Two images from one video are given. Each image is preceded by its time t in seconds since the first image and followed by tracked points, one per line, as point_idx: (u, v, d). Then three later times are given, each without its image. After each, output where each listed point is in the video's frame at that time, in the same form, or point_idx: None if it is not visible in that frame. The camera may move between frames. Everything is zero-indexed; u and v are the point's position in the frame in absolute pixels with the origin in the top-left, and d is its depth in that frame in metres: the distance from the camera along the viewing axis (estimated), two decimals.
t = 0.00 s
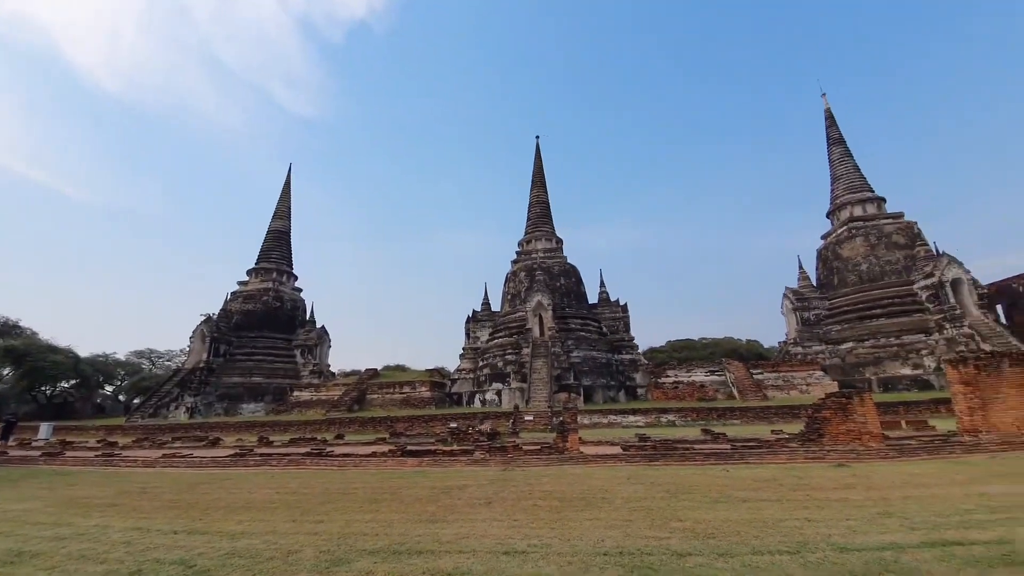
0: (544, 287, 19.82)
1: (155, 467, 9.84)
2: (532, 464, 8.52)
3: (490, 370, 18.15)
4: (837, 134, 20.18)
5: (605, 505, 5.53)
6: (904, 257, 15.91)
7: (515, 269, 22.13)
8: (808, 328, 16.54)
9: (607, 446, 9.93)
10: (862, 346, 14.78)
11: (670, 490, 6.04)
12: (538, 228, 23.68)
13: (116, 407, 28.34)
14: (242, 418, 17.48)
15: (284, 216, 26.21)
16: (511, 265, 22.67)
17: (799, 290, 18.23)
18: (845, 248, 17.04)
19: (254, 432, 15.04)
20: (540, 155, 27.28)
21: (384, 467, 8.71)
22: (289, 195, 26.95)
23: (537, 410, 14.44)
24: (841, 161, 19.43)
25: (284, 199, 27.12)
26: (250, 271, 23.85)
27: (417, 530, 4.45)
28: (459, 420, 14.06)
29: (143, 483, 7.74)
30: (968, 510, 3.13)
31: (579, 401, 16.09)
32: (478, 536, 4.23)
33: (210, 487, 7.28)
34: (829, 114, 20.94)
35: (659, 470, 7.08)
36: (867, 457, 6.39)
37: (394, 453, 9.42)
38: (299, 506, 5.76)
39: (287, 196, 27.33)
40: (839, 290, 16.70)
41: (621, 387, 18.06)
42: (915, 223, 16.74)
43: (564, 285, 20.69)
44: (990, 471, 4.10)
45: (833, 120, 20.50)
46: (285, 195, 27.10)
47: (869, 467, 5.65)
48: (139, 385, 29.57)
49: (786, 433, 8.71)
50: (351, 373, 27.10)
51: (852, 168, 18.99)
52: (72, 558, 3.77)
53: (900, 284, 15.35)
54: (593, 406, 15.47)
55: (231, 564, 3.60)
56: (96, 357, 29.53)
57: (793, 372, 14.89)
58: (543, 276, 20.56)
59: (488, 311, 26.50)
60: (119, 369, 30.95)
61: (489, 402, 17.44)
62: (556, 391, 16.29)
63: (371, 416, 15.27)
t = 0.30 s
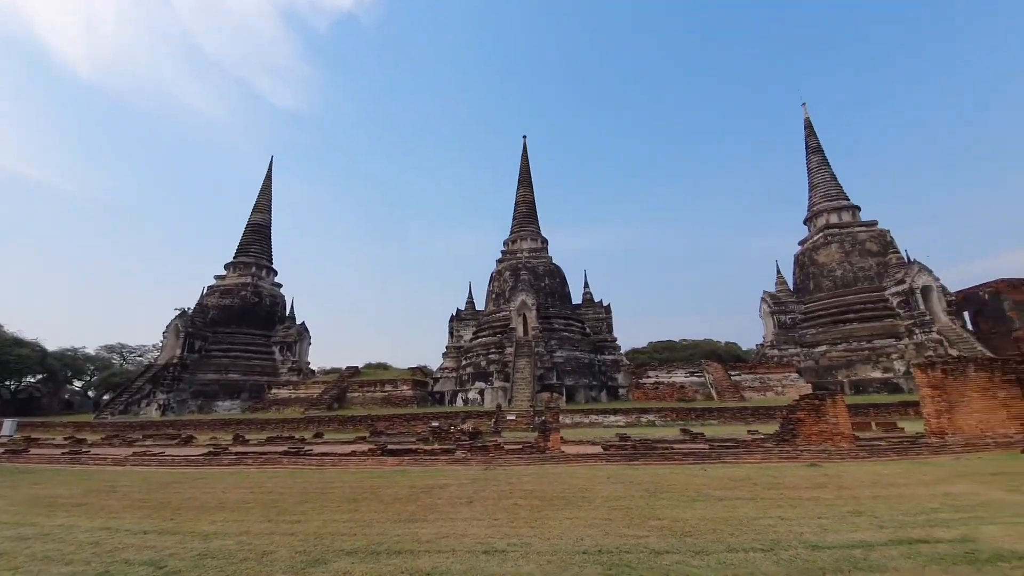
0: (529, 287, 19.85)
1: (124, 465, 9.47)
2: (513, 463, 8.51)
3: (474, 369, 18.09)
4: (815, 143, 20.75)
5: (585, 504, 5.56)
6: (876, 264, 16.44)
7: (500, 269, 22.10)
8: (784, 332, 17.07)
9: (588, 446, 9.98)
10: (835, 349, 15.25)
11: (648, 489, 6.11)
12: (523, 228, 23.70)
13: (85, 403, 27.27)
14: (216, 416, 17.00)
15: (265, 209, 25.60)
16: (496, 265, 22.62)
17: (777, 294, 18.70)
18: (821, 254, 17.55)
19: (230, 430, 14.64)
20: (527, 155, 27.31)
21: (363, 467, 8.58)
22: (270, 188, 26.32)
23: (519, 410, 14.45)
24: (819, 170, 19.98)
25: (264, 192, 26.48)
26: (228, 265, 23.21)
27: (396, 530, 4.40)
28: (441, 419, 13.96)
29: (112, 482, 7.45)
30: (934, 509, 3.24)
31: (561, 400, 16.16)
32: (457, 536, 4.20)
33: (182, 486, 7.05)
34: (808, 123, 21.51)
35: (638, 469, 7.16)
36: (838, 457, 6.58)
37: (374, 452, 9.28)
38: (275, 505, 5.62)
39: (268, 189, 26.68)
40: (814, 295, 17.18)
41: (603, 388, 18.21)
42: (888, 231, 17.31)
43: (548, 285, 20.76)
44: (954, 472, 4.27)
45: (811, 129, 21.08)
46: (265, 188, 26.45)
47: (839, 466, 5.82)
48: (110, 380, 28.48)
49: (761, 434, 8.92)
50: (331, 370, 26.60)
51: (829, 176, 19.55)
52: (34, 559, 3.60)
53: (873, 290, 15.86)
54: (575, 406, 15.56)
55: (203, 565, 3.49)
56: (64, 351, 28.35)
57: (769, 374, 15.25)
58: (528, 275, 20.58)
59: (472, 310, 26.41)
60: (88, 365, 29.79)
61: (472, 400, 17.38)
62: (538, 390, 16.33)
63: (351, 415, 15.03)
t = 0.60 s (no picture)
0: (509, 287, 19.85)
1: (83, 466, 9.01)
2: (490, 463, 8.49)
3: (452, 369, 17.99)
4: (789, 153, 21.45)
5: (561, 504, 5.58)
6: (843, 271, 17.11)
7: (480, 268, 22.03)
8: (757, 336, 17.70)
9: (566, 446, 10.05)
10: (804, 352, 15.81)
11: (623, 488, 6.19)
12: (504, 228, 23.70)
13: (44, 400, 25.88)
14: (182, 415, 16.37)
15: (239, 201, 24.79)
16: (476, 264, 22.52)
17: (749, 299, 19.24)
18: (792, 261, 18.15)
19: (197, 430, 14.11)
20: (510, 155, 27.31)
21: (337, 467, 8.40)
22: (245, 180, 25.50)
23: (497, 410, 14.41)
24: (791, 179, 20.66)
25: (239, 184, 25.64)
26: (199, 259, 22.38)
27: (370, 531, 4.32)
28: (418, 419, 13.80)
29: (70, 483, 7.06)
30: (894, 507, 3.38)
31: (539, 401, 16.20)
32: (433, 536, 4.15)
33: (146, 487, 6.75)
34: (782, 134, 22.22)
35: (614, 468, 7.26)
36: (804, 457, 6.82)
37: (349, 452, 9.10)
38: (245, 508, 5.44)
39: (242, 181, 25.85)
40: (785, 300, 17.76)
41: (581, 388, 18.36)
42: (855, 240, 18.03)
43: (528, 285, 20.80)
44: (913, 471, 4.47)
45: (785, 140, 21.78)
46: (240, 179, 25.62)
47: (805, 466, 6.03)
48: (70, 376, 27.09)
49: (731, 434, 9.16)
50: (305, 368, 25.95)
51: (800, 186, 20.24)
52: None
53: (840, 296, 16.50)
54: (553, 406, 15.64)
55: (166, 570, 3.33)
56: (20, 345, 26.81)
57: (741, 375, 15.69)
58: (508, 276, 20.57)
59: (451, 309, 26.24)
60: (46, 360, 28.30)
61: (450, 400, 17.26)
62: (517, 390, 16.33)
63: (326, 414, 14.70)
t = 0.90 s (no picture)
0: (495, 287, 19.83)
1: (51, 466, 8.66)
2: (473, 463, 8.46)
3: (436, 368, 17.87)
4: (770, 159, 21.93)
5: (544, 503, 5.60)
6: (821, 275, 17.56)
7: (466, 267, 21.94)
8: (738, 337, 18.07)
9: (549, 445, 10.08)
10: (782, 354, 16.19)
11: (606, 487, 6.24)
12: (491, 227, 23.66)
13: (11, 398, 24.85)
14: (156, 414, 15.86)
15: (219, 195, 24.17)
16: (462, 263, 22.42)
17: (731, 301, 19.61)
18: (772, 264, 18.56)
19: (172, 429, 13.70)
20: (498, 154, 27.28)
21: (318, 467, 8.26)
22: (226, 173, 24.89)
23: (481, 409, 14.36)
24: (772, 184, 21.13)
25: (219, 177, 25.00)
26: (176, 253, 21.75)
27: (351, 532, 4.26)
28: (401, 419, 13.66)
29: (36, 484, 6.77)
30: (868, 505, 3.48)
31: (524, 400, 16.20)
32: (416, 536, 4.12)
33: (117, 488, 6.52)
34: (764, 140, 22.70)
35: (597, 468, 7.31)
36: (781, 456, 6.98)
37: (330, 452, 8.96)
38: (221, 509, 5.30)
39: (223, 174, 25.21)
40: (765, 302, 18.16)
41: (565, 388, 18.44)
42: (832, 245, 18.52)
43: (514, 285, 20.80)
44: (885, 470, 4.61)
45: (767, 146, 22.27)
46: (220, 173, 24.98)
47: (782, 465, 6.17)
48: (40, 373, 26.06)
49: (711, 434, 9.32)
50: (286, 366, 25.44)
51: (781, 191, 20.71)
52: None
53: (817, 300, 16.94)
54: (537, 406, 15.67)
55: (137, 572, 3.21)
56: None
57: (722, 376, 15.97)
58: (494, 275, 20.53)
59: (436, 308, 26.08)
60: (14, 356, 27.17)
61: (434, 400, 17.13)
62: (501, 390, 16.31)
63: (307, 414, 14.43)
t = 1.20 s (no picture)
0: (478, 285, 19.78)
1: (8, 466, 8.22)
2: (453, 462, 8.40)
3: (417, 366, 17.70)
4: (748, 164, 22.46)
5: (524, 501, 5.60)
6: (795, 278, 18.10)
7: (448, 265, 21.80)
8: (715, 337, 18.51)
9: (530, 444, 10.10)
10: (756, 354, 16.66)
11: (585, 485, 6.28)
12: (474, 225, 23.57)
13: None
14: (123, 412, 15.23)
15: (193, 186, 23.38)
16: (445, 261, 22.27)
17: (709, 302, 20.04)
18: (748, 267, 19.05)
19: (140, 428, 13.19)
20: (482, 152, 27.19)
21: (294, 467, 8.08)
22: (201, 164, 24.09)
23: (462, 408, 14.29)
24: (750, 189, 21.66)
25: (193, 168, 24.18)
26: (146, 246, 20.93)
27: (328, 532, 4.18)
28: (380, 417, 13.48)
29: None
30: (836, 502, 3.60)
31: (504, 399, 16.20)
32: (394, 536, 4.07)
33: (81, 489, 6.24)
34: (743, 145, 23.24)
35: (576, 466, 7.36)
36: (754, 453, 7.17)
37: (306, 451, 8.78)
38: (192, 510, 5.12)
39: (197, 164, 24.38)
40: (741, 304, 18.62)
41: (546, 387, 18.51)
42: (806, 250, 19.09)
43: (497, 284, 20.77)
44: (852, 467, 4.78)
45: (746, 151, 22.81)
46: (195, 163, 24.15)
47: (755, 462, 6.33)
48: None
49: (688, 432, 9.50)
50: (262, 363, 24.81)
51: (758, 196, 21.25)
52: None
53: (790, 302, 17.46)
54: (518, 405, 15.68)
55: None
56: None
57: (699, 375, 16.31)
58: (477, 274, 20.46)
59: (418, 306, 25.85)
60: None
61: (414, 398, 16.96)
62: (482, 389, 16.27)
63: (283, 412, 14.10)
